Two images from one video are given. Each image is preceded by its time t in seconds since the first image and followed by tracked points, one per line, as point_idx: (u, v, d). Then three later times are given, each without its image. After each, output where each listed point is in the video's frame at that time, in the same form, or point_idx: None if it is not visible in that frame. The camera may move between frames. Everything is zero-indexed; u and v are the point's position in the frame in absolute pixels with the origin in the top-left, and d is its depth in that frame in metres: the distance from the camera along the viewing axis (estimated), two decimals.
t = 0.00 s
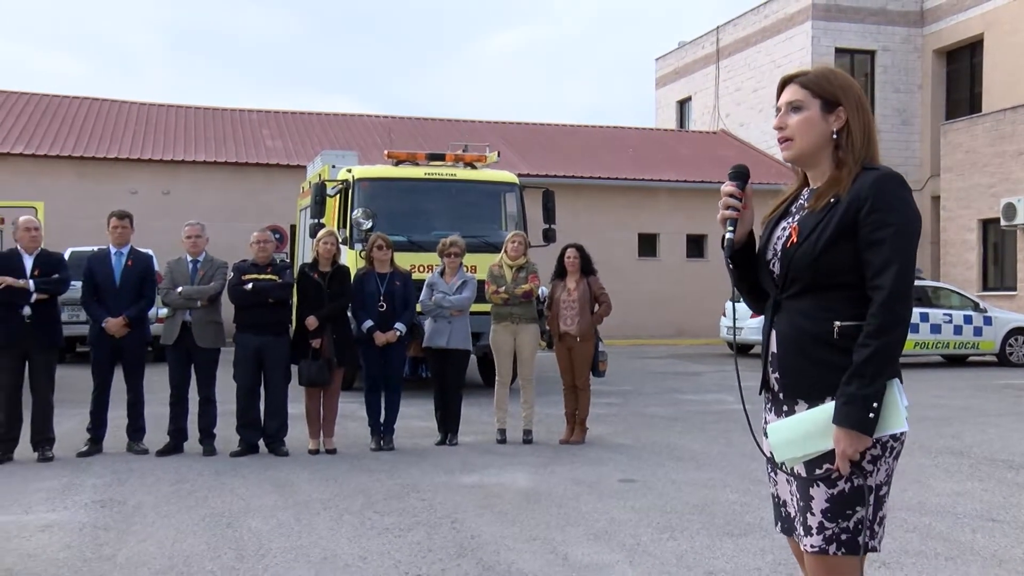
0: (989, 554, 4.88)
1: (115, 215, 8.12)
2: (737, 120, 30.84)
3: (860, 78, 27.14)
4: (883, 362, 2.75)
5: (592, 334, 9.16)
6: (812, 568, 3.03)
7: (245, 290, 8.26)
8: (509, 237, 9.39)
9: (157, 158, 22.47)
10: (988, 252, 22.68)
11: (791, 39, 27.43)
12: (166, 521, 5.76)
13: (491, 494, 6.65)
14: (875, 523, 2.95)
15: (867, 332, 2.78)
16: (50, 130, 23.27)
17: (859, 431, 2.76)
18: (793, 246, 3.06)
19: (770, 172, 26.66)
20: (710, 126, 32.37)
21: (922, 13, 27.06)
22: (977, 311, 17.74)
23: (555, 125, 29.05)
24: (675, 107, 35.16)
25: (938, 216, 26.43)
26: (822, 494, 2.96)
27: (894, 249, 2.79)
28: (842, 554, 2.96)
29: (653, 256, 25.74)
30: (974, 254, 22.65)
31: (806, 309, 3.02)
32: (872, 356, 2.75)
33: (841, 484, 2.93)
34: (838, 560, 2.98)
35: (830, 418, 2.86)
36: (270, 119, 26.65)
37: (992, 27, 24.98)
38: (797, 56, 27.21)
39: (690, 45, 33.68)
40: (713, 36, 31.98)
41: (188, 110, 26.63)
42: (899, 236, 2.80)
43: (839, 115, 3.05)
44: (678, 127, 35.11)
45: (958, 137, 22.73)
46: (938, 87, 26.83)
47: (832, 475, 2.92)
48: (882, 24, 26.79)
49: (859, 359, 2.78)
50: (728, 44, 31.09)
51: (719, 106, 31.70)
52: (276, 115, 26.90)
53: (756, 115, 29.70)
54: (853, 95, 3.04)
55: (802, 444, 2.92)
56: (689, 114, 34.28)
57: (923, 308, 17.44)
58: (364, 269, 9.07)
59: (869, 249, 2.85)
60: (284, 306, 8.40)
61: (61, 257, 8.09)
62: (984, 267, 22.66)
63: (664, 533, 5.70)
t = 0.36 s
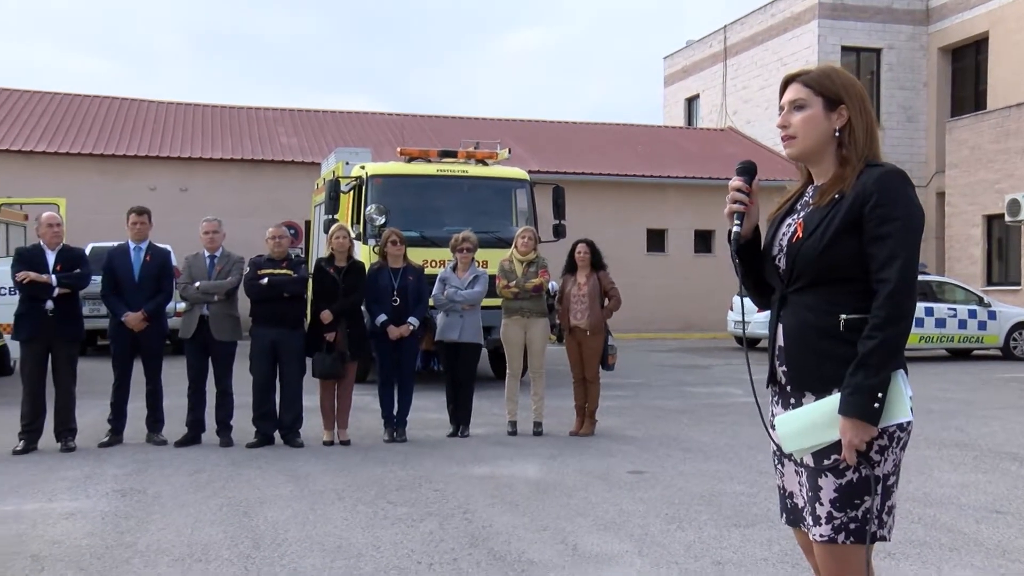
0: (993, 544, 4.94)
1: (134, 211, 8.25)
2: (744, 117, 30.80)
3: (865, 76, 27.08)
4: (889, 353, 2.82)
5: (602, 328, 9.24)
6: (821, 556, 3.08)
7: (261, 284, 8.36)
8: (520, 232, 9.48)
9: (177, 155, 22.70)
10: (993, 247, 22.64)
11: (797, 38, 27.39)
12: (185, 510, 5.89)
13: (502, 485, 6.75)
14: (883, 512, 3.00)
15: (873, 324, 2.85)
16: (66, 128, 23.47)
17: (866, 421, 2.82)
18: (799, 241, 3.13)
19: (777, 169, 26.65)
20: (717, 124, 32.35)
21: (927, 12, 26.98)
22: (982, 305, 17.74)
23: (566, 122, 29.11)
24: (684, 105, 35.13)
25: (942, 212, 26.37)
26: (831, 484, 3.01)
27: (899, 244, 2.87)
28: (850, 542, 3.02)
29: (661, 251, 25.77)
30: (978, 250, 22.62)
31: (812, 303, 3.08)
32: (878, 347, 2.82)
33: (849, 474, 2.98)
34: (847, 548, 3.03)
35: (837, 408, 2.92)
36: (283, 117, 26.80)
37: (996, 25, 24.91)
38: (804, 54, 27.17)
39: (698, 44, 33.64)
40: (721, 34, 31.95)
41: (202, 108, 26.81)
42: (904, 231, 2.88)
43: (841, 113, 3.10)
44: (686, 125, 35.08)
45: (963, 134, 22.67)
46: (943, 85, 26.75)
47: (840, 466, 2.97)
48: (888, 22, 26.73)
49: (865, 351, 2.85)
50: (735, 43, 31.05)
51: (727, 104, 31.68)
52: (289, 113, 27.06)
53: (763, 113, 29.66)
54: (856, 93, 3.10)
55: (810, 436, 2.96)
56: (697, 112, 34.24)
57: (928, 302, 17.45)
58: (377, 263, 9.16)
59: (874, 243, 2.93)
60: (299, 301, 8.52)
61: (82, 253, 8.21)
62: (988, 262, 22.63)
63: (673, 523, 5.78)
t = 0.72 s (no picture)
0: (1001, 536, 5.00)
1: (154, 207, 8.38)
2: (753, 115, 30.77)
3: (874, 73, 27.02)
4: (901, 348, 2.85)
5: (614, 322, 9.31)
6: (832, 546, 3.13)
7: (278, 279, 8.51)
8: (532, 228, 9.55)
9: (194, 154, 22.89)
10: (1000, 243, 22.59)
11: (806, 36, 27.38)
12: (205, 500, 6.01)
13: (515, 476, 6.85)
14: (894, 502, 3.06)
15: (885, 319, 2.88)
16: (83, 125, 23.69)
17: (877, 415, 2.85)
18: (810, 236, 3.16)
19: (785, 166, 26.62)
20: (726, 121, 32.30)
21: (935, 10, 26.90)
22: (988, 300, 17.73)
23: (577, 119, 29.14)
24: (693, 102, 35.11)
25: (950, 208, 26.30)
26: (842, 475, 3.06)
27: (910, 239, 2.91)
28: (862, 532, 3.06)
29: (671, 247, 25.80)
30: (985, 246, 22.56)
31: (824, 297, 3.11)
32: (889, 342, 2.85)
33: (860, 465, 3.03)
34: (858, 538, 3.08)
35: (848, 402, 2.95)
36: (297, 114, 26.95)
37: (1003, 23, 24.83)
38: (812, 52, 27.16)
39: (708, 42, 33.59)
40: (730, 33, 31.93)
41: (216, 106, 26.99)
42: (915, 227, 2.92)
43: (848, 109, 3.16)
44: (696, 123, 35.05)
45: (969, 131, 22.61)
46: (950, 83, 26.66)
47: (852, 457, 3.02)
48: (896, 21, 26.70)
49: (876, 346, 2.88)
50: (744, 41, 31.02)
51: (736, 102, 31.63)
52: (303, 110, 27.21)
53: (772, 110, 29.62)
54: (863, 90, 3.15)
55: (821, 427, 3.00)
56: (706, 109, 34.20)
57: (935, 297, 17.45)
58: (392, 259, 9.28)
59: (885, 239, 2.96)
60: (316, 295, 8.63)
61: (105, 248, 8.34)
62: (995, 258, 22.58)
63: (684, 514, 5.87)
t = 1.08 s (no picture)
0: (1005, 525, 5.07)
1: (173, 201, 8.49)
2: (763, 110, 30.70)
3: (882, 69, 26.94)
4: (906, 339, 2.89)
5: (623, 315, 9.40)
6: (842, 534, 3.17)
7: (294, 272, 8.59)
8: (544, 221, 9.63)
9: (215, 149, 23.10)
10: (1007, 237, 22.57)
11: (814, 32, 27.31)
12: (224, 488, 6.14)
13: (527, 466, 6.95)
14: (903, 491, 3.09)
15: (891, 310, 2.92)
16: (100, 121, 23.89)
17: (881, 406, 2.90)
18: (817, 230, 3.19)
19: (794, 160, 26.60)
20: (735, 116, 32.23)
21: (943, 5, 26.78)
22: (995, 293, 17.71)
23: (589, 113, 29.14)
24: (703, 98, 35.02)
25: (957, 202, 26.21)
26: (853, 465, 3.09)
27: (916, 232, 2.95)
28: (871, 521, 3.11)
29: (681, 241, 25.83)
30: (992, 239, 22.53)
31: (831, 290, 3.15)
32: (894, 334, 2.90)
33: (869, 455, 3.07)
34: (868, 526, 3.12)
35: (854, 392, 2.99)
36: (311, 110, 27.07)
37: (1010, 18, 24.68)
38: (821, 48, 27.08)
39: (717, 38, 33.48)
40: (740, 28, 31.85)
41: (230, 101, 27.12)
42: (922, 220, 2.96)
43: (851, 103, 3.18)
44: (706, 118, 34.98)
45: (977, 126, 22.55)
46: (958, 78, 26.55)
47: (861, 447, 3.05)
48: (905, 17, 26.59)
49: (882, 338, 2.92)
50: (754, 37, 30.93)
51: (745, 98, 31.54)
52: (316, 105, 27.31)
53: (782, 105, 29.55)
54: (865, 84, 3.16)
55: (829, 417, 3.05)
56: (716, 105, 34.12)
57: (942, 289, 17.44)
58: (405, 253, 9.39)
59: (892, 232, 3.00)
60: (332, 288, 8.73)
61: (126, 241, 8.47)
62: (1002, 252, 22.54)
63: (692, 504, 5.96)
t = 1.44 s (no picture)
0: (1007, 514, 5.14)
1: (188, 195, 8.62)
2: (769, 105, 30.67)
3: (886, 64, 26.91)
4: (909, 333, 2.90)
5: (631, 306, 9.48)
6: (844, 524, 3.20)
7: (307, 265, 8.68)
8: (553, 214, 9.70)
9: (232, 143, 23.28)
10: (1010, 230, 22.59)
11: (820, 28, 27.28)
12: (239, 476, 6.26)
13: (536, 455, 7.04)
14: (905, 481, 3.12)
15: (894, 305, 2.93)
16: (115, 116, 24.07)
17: (884, 397, 2.92)
18: (823, 224, 3.21)
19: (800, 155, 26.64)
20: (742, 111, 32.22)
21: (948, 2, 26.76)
22: (998, 285, 17.74)
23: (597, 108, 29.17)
24: (710, 93, 34.99)
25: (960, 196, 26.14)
26: (854, 455, 3.12)
27: (921, 228, 2.94)
28: (873, 511, 3.13)
29: (687, 234, 25.87)
30: (995, 232, 22.57)
31: (835, 283, 3.17)
32: (898, 328, 2.90)
33: (871, 446, 3.09)
34: (869, 516, 3.15)
35: (857, 384, 3.01)
36: (321, 104, 27.21)
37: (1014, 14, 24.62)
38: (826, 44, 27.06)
39: (724, 34, 33.46)
40: (746, 24, 31.81)
41: (240, 97, 27.25)
42: (927, 215, 2.95)
43: (861, 100, 3.18)
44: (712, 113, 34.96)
45: (981, 120, 22.56)
46: (962, 74, 26.51)
47: (863, 437, 3.08)
48: (909, 13, 26.53)
49: (886, 331, 2.93)
50: (760, 33, 30.88)
51: (751, 93, 31.53)
52: (327, 100, 27.42)
53: (787, 100, 29.52)
54: (877, 81, 3.16)
55: (832, 408, 3.07)
56: (723, 100, 34.10)
57: (945, 282, 17.46)
58: (415, 246, 9.48)
59: (896, 227, 3.00)
60: (344, 280, 8.82)
61: (143, 234, 8.57)
62: (1005, 244, 22.58)
63: (699, 492, 6.05)
